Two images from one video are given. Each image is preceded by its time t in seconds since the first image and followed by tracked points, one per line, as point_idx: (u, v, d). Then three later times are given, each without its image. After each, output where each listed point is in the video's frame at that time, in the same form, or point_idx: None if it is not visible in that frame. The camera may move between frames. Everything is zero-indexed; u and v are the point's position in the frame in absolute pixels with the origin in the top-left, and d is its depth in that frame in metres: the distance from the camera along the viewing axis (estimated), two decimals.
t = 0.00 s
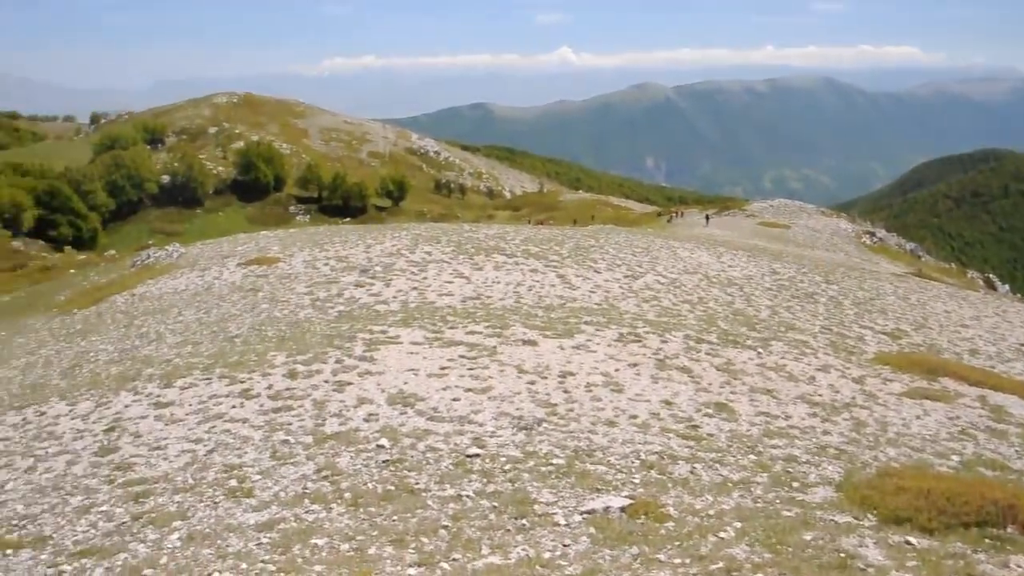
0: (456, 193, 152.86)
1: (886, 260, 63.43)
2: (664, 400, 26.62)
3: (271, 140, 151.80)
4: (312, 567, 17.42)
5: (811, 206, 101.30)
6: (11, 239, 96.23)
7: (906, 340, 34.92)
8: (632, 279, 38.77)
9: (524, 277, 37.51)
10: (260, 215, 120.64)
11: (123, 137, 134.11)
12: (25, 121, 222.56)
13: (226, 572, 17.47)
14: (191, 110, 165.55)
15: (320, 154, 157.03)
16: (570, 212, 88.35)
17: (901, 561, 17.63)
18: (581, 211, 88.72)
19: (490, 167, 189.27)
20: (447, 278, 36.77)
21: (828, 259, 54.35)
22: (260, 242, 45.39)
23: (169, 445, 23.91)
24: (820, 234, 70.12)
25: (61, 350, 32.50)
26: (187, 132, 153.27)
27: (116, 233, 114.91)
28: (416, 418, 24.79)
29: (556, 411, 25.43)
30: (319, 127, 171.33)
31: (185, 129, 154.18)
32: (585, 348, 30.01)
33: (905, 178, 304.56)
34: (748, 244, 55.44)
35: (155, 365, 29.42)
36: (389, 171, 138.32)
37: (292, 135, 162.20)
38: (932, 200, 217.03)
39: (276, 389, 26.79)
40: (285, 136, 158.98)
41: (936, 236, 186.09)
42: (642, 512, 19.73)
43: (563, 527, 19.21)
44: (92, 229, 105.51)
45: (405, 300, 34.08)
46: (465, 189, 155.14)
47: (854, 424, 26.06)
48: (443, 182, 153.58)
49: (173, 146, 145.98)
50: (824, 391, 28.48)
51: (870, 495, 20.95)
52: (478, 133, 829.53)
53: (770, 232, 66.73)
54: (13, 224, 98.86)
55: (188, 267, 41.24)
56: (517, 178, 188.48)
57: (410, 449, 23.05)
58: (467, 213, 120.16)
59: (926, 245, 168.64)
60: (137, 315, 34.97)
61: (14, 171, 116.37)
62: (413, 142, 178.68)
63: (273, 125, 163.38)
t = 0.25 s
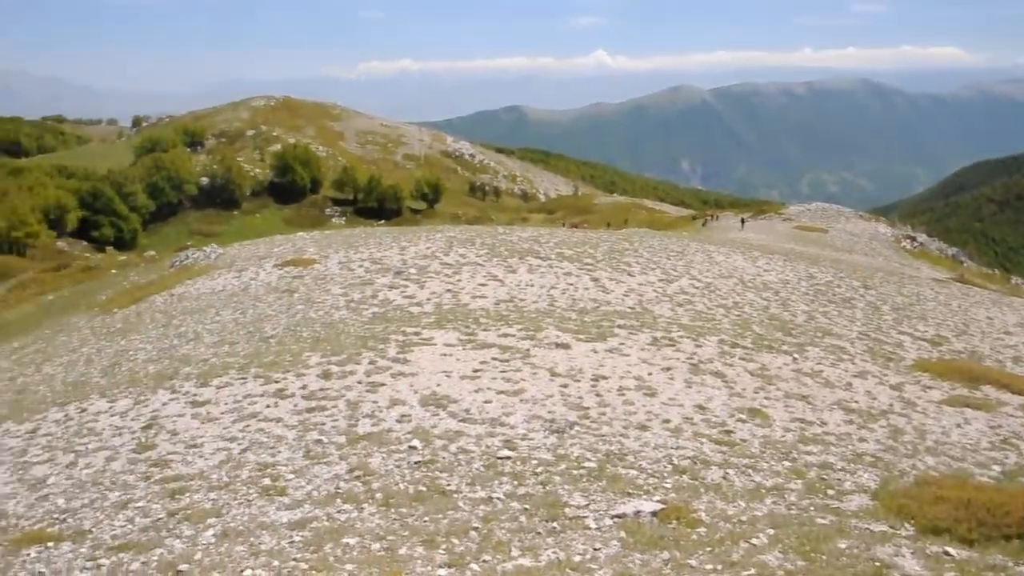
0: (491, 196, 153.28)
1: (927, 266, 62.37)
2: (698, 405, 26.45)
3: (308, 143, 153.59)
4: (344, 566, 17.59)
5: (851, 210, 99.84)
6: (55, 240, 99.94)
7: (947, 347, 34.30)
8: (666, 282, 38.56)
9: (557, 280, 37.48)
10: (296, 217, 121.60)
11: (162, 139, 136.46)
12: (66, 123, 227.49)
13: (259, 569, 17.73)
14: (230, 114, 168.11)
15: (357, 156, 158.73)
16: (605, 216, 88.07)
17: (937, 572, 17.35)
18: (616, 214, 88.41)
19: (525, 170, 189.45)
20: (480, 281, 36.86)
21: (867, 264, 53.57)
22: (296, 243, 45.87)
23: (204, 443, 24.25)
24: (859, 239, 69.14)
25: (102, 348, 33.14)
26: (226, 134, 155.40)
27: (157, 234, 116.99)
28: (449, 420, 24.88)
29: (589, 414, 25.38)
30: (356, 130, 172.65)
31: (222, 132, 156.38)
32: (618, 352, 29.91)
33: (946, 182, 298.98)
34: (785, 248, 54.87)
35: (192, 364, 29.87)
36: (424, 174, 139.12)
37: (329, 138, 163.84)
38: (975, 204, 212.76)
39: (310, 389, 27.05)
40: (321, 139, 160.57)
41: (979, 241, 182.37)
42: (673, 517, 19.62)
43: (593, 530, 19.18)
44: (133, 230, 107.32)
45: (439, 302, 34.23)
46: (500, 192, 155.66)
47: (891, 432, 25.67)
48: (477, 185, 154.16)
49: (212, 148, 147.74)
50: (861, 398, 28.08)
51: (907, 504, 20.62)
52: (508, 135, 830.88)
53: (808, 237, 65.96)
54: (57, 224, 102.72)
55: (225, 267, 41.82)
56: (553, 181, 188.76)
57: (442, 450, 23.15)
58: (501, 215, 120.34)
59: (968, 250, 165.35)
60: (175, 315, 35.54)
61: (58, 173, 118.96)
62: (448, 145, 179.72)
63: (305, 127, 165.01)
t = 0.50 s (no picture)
0: (518, 198, 153.61)
1: (960, 270, 61.48)
2: (726, 409, 26.25)
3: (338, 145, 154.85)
4: (370, 567, 17.74)
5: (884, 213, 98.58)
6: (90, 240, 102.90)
7: (980, 353, 33.77)
8: (694, 286, 38.33)
9: (585, 283, 37.41)
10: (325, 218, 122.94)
11: (194, 142, 137.96)
12: (100, 126, 231.35)
13: (286, 569, 17.92)
14: (261, 116, 169.97)
15: (385, 158, 159.92)
16: (633, 218, 87.77)
17: None
18: (644, 217, 88.11)
19: (554, 172, 189.33)
20: (508, 283, 36.94)
21: (900, 269, 52.90)
22: (324, 244, 46.28)
23: (233, 442, 24.51)
24: (890, 242, 68.32)
25: (134, 348, 33.65)
26: (257, 137, 157.02)
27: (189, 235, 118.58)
28: (475, 421, 24.94)
29: (615, 417, 25.30)
30: (385, 132, 173.66)
31: (251, 134, 158.13)
32: (645, 355, 29.78)
33: (982, 185, 294.13)
34: (815, 252, 54.35)
35: (221, 364, 30.22)
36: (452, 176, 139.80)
37: (357, 140, 164.94)
38: (1012, 208, 209.11)
39: (337, 390, 27.23)
40: (349, 141, 161.80)
41: (1015, 246, 179.36)
42: (700, 521, 19.50)
43: (619, 533, 19.12)
44: (166, 231, 108.90)
45: (466, 304, 34.36)
46: (528, 195, 156.05)
47: (923, 438, 25.29)
48: (505, 187, 154.59)
49: (243, 150, 149.43)
50: (892, 404, 27.70)
51: (939, 511, 20.30)
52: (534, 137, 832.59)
53: (838, 240, 65.31)
54: (92, 225, 104.95)
55: (254, 269, 42.28)
56: (581, 183, 188.58)
57: (468, 452, 23.21)
58: (529, 218, 120.44)
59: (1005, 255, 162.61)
60: (205, 315, 36.02)
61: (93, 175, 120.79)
62: (477, 147, 180.25)
63: (333, 129, 166.25)
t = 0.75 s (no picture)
0: (540, 201, 153.70)
1: (987, 276, 60.71)
2: (746, 414, 26.11)
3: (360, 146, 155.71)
4: (388, 567, 17.85)
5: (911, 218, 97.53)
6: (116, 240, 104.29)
7: (1007, 360, 33.31)
8: (715, 289, 38.16)
9: (606, 285, 37.36)
10: (347, 219, 123.81)
11: (219, 142, 139.20)
12: (126, 126, 234.15)
13: (305, 567, 18.08)
14: (285, 117, 171.20)
15: (408, 160, 160.60)
16: (656, 221, 87.43)
17: None
18: (667, 220, 87.75)
19: (576, 175, 189.06)
20: (528, 285, 36.96)
21: (925, 274, 52.34)
22: (347, 245, 46.56)
23: (254, 441, 24.71)
24: (916, 247, 67.59)
25: (158, 346, 34.04)
26: (280, 137, 158.20)
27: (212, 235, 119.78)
28: (494, 423, 24.97)
29: (635, 421, 25.24)
30: (407, 134, 174.36)
31: (274, 135, 159.37)
32: (666, 358, 29.69)
33: (1010, 190, 289.95)
34: (839, 256, 53.92)
35: (243, 364, 30.47)
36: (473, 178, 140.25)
37: (379, 141, 165.73)
38: None
39: (357, 390, 27.38)
40: (370, 143, 162.64)
41: None
42: (719, 526, 19.41)
43: (638, 537, 19.06)
44: (190, 231, 110.12)
45: (487, 306, 34.42)
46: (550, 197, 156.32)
47: (947, 446, 25.00)
48: (526, 189, 154.75)
49: (266, 151, 150.72)
50: (915, 411, 27.41)
51: (962, 520, 20.06)
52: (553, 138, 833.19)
53: (863, 245, 64.74)
54: (118, 224, 106.80)
55: (277, 269, 42.61)
56: (603, 186, 188.24)
57: (487, 453, 23.24)
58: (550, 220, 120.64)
59: None
60: (228, 314, 36.36)
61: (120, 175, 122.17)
62: (499, 149, 180.50)
63: (354, 130, 167.18)
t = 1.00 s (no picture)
0: (564, 204, 153.56)
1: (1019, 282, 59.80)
2: (769, 419, 25.93)
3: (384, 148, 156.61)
4: (409, 567, 17.94)
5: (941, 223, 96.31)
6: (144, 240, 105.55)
7: None
8: (739, 293, 37.93)
9: (629, 289, 37.28)
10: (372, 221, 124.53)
11: (245, 144, 140.23)
12: (155, 128, 237.33)
13: (326, 566, 18.20)
14: (311, 119, 172.48)
15: (432, 162, 161.30)
16: (681, 224, 86.99)
17: None
18: (691, 224, 87.31)
19: (601, 178, 188.59)
20: (552, 288, 36.96)
21: (954, 280, 51.67)
22: (371, 247, 46.85)
23: (278, 441, 24.90)
24: (945, 253, 66.74)
25: (184, 345, 34.44)
26: (306, 139, 159.38)
27: (238, 236, 120.95)
28: (516, 426, 24.99)
29: (657, 424, 25.16)
30: (432, 136, 175.11)
31: (299, 137, 160.69)
32: (689, 362, 29.56)
33: None
34: (866, 261, 53.41)
35: (267, 363, 30.75)
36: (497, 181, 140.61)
37: (403, 143, 166.46)
38: None
39: (380, 391, 27.52)
40: (394, 144, 163.51)
41: None
42: (741, 531, 19.29)
43: (659, 541, 18.99)
44: (216, 232, 111.24)
45: (510, 308, 34.46)
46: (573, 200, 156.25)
47: (975, 454, 24.66)
48: (551, 192, 154.72)
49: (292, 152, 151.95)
50: (943, 418, 27.07)
51: (990, 530, 19.78)
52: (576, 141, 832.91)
53: (891, 250, 64.03)
54: (146, 225, 108.08)
55: (302, 270, 42.96)
56: (627, 190, 187.63)
57: (509, 455, 23.27)
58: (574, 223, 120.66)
59: None
60: (253, 314, 36.71)
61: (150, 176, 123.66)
62: (524, 152, 180.64)
63: (379, 132, 168.19)
